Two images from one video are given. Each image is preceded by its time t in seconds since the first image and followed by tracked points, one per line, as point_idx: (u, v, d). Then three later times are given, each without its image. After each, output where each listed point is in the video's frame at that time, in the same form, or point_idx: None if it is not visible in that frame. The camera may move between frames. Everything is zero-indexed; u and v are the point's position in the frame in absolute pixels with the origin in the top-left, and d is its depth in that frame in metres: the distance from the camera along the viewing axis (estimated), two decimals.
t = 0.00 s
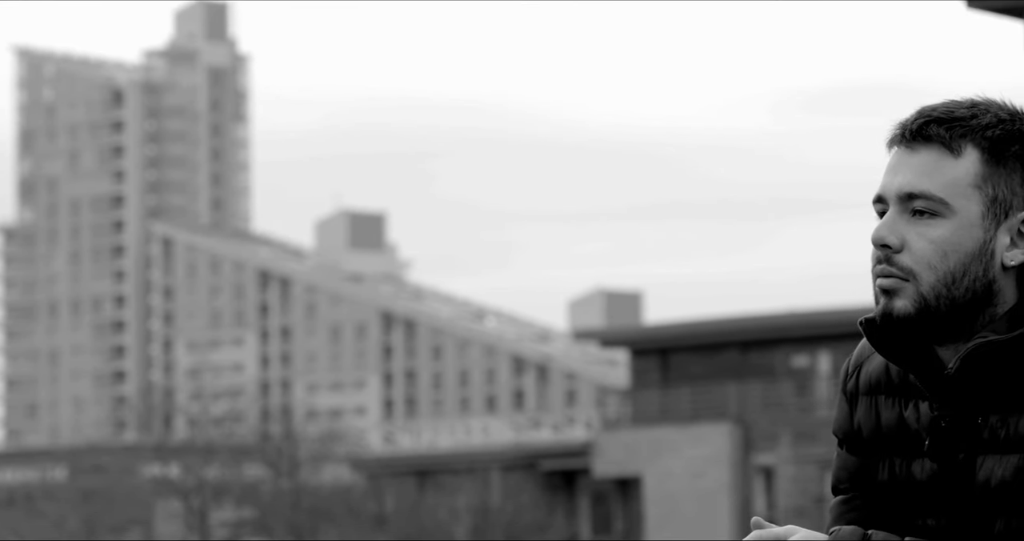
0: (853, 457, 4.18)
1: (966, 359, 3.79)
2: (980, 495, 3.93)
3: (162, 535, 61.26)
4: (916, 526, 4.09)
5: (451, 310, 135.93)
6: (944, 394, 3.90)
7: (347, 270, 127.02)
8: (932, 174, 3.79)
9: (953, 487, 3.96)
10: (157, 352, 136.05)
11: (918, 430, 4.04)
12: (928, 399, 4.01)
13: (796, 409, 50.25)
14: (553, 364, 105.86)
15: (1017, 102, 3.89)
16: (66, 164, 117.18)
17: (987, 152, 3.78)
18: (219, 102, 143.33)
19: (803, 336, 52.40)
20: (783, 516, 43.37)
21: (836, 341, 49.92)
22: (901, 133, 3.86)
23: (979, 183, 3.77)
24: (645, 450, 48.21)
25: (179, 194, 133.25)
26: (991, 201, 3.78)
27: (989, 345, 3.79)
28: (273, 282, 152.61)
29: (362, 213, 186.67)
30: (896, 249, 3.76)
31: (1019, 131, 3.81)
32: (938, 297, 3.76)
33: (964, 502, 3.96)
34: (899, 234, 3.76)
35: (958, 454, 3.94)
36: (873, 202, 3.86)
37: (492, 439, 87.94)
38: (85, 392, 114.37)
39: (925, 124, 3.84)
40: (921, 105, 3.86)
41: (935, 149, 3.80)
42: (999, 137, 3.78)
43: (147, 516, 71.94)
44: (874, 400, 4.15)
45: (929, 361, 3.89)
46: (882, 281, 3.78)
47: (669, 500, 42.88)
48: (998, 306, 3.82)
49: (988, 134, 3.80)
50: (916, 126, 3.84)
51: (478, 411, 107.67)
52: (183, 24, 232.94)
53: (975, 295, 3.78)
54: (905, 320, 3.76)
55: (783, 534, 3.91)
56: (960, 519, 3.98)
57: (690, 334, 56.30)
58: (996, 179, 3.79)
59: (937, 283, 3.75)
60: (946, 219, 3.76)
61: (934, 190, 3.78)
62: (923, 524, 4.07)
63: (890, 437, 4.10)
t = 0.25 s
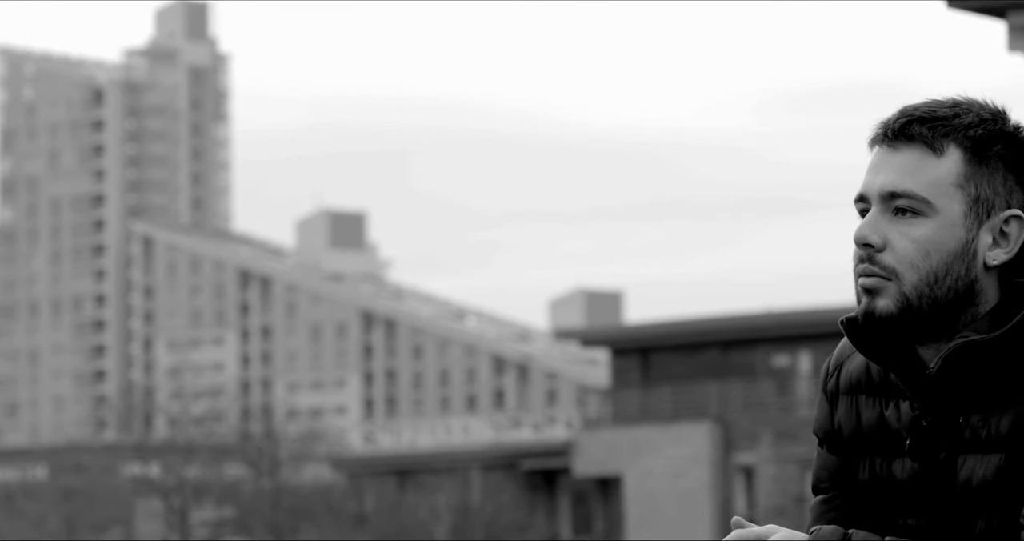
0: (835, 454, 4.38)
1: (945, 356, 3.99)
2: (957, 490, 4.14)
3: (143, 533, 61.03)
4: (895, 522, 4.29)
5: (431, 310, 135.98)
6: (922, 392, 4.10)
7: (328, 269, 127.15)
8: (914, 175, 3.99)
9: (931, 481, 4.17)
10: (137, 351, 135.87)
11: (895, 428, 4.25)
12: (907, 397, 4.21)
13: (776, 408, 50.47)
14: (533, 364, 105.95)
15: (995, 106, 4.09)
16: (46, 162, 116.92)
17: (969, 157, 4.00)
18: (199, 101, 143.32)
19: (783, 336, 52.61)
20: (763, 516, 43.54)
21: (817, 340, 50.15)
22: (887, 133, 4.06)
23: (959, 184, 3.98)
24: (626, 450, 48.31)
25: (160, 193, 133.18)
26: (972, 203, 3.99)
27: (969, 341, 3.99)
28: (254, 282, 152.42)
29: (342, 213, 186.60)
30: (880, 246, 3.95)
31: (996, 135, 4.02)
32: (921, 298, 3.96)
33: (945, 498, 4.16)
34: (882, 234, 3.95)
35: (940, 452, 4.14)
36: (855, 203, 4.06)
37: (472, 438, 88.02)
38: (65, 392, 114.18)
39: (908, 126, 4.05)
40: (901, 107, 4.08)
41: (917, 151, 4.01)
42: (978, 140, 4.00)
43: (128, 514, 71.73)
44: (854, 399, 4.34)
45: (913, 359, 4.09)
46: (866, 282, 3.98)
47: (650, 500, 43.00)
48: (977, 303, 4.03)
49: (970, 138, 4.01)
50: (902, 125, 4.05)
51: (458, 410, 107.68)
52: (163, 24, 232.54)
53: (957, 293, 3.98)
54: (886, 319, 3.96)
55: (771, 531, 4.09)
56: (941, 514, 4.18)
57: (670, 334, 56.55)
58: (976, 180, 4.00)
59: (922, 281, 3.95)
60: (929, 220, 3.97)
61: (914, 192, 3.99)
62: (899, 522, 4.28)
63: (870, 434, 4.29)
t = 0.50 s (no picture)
0: (814, 457, 4.30)
1: (931, 358, 3.87)
2: (942, 494, 4.02)
3: (122, 534, 60.68)
4: (874, 529, 4.18)
5: (412, 309, 135.73)
6: (904, 395, 3.98)
7: (309, 268, 126.94)
8: (895, 173, 3.87)
9: (915, 485, 4.05)
10: (118, 352, 135.45)
11: (875, 433, 4.14)
12: (890, 398, 4.10)
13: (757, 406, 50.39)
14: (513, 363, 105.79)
15: (978, 103, 3.96)
16: (27, 162, 116.50)
17: (955, 151, 3.86)
18: (181, 100, 142.88)
19: (765, 336, 52.53)
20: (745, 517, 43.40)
21: (799, 341, 50.05)
22: (866, 133, 3.94)
23: (941, 183, 3.85)
24: (607, 449, 48.18)
25: (142, 192, 132.92)
26: (954, 202, 3.87)
27: (952, 343, 3.87)
28: (235, 281, 152.19)
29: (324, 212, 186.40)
30: (861, 245, 3.82)
31: (979, 133, 3.90)
32: (902, 297, 3.83)
33: (930, 504, 4.05)
34: (862, 233, 3.83)
35: (920, 452, 4.03)
36: (837, 199, 3.94)
37: (453, 438, 87.86)
38: (45, 391, 113.78)
39: (889, 121, 3.93)
40: (883, 102, 3.95)
41: (899, 150, 3.88)
42: (962, 136, 3.88)
43: (107, 514, 71.37)
44: (832, 401, 4.25)
45: (895, 359, 3.98)
46: (845, 281, 3.85)
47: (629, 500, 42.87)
48: (960, 305, 3.90)
49: (953, 133, 3.88)
50: (880, 124, 3.93)
51: (438, 410, 107.40)
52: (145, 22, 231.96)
53: (939, 294, 3.86)
54: (867, 318, 3.84)
55: None
56: (922, 518, 4.07)
57: (651, 333, 56.49)
58: (960, 178, 3.87)
59: (903, 282, 3.82)
60: (912, 217, 3.84)
61: (895, 189, 3.86)
62: (883, 522, 4.17)
63: (851, 436, 4.19)
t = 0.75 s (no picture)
0: (801, 452, 4.55)
1: (914, 355, 4.10)
2: (923, 487, 4.27)
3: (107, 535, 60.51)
4: (863, 520, 4.43)
5: (396, 309, 135.79)
6: (887, 390, 4.22)
7: (293, 268, 127.09)
8: (879, 175, 4.09)
9: (899, 478, 4.30)
10: (101, 352, 135.30)
11: (861, 427, 4.39)
12: (873, 396, 4.36)
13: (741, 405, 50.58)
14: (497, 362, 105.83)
15: (961, 105, 4.18)
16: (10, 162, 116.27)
17: (937, 155, 4.09)
18: (164, 100, 142.70)
19: (749, 336, 52.73)
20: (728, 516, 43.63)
21: (784, 340, 50.27)
22: (854, 136, 4.16)
23: (925, 184, 4.07)
24: (592, 448, 48.24)
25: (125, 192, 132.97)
26: (940, 200, 4.08)
27: (936, 342, 4.09)
28: (219, 280, 152.12)
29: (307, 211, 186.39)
30: (846, 245, 4.05)
31: (962, 135, 4.11)
32: (889, 296, 4.05)
33: (913, 497, 4.29)
34: (849, 234, 4.05)
35: (904, 448, 4.28)
36: (824, 200, 4.16)
37: (436, 437, 87.98)
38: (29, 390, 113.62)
39: (876, 123, 4.15)
40: (869, 107, 4.17)
41: (886, 151, 4.10)
42: (943, 140, 4.10)
43: (91, 514, 71.14)
44: (820, 398, 4.52)
45: (878, 356, 4.21)
46: (831, 279, 4.08)
47: (614, 499, 43.02)
48: (944, 304, 4.13)
49: (936, 136, 4.10)
50: (868, 125, 4.14)
51: (423, 410, 107.37)
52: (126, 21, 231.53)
53: (922, 293, 4.08)
54: (856, 316, 4.06)
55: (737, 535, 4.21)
56: (905, 513, 4.33)
57: (636, 332, 56.62)
58: (945, 179, 4.08)
59: (888, 281, 4.04)
60: (897, 218, 4.06)
61: (884, 190, 4.08)
62: (866, 518, 4.42)
63: (838, 431, 4.45)
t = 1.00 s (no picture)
0: (785, 451, 4.66)
1: (898, 355, 4.19)
2: (911, 486, 4.37)
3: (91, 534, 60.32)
4: (847, 519, 4.53)
5: (381, 309, 135.68)
6: (871, 388, 4.32)
7: (277, 267, 126.96)
8: (868, 172, 4.16)
9: (883, 479, 4.39)
10: (85, 351, 135.10)
11: (847, 426, 4.49)
12: (858, 397, 4.46)
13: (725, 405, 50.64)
14: (481, 362, 105.76)
15: (946, 109, 4.26)
16: None
17: (922, 156, 4.17)
18: (149, 99, 142.54)
19: (734, 335, 52.78)
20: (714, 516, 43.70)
21: (768, 340, 50.33)
22: (841, 137, 4.23)
23: (910, 184, 4.15)
24: (576, 447, 48.24)
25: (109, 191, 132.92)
26: (927, 200, 4.16)
27: (921, 341, 4.18)
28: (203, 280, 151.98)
29: (292, 211, 186.27)
30: (830, 246, 4.12)
31: (949, 132, 4.18)
32: (875, 295, 4.13)
33: (899, 497, 4.38)
34: (835, 233, 4.12)
35: (890, 446, 4.38)
36: (807, 199, 4.24)
37: (421, 436, 87.90)
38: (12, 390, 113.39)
39: (862, 123, 4.22)
40: (856, 107, 4.24)
41: (870, 150, 4.18)
42: (931, 143, 4.17)
43: (76, 513, 70.95)
44: (803, 397, 4.62)
45: (863, 355, 4.29)
46: (818, 280, 4.15)
47: (599, 498, 43.01)
48: (929, 304, 4.20)
49: (921, 135, 4.18)
50: (853, 127, 4.22)
51: (407, 409, 107.26)
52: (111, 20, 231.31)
53: (910, 293, 4.16)
54: (838, 315, 4.14)
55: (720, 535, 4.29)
56: (892, 513, 4.42)
57: (621, 331, 56.66)
58: (930, 177, 4.16)
59: (874, 279, 4.12)
60: (881, 217, 4.14)
61: (869, 193, 4.15)
62: (852, 517, 4.52)
63: (822, 434, 4.55)
